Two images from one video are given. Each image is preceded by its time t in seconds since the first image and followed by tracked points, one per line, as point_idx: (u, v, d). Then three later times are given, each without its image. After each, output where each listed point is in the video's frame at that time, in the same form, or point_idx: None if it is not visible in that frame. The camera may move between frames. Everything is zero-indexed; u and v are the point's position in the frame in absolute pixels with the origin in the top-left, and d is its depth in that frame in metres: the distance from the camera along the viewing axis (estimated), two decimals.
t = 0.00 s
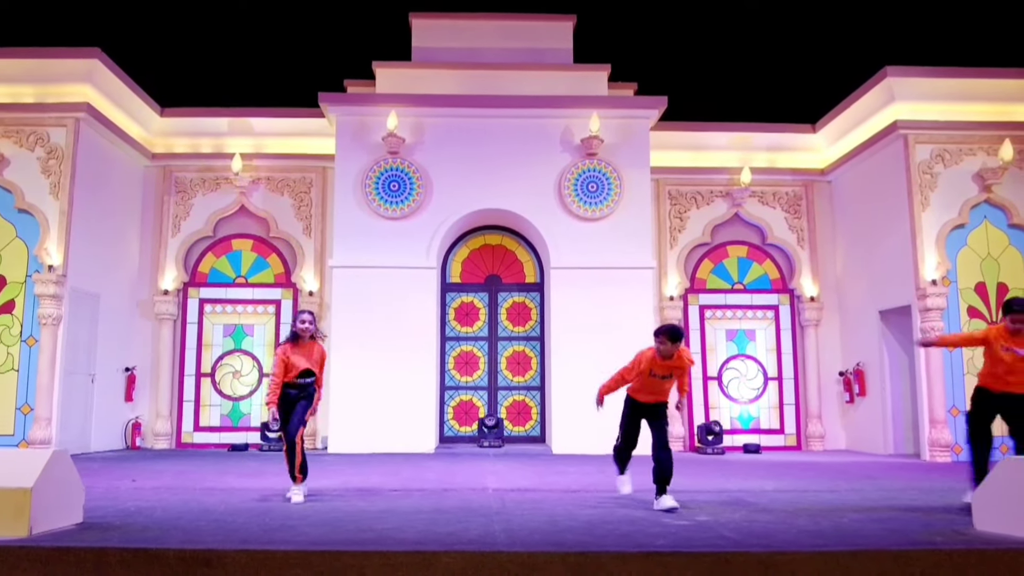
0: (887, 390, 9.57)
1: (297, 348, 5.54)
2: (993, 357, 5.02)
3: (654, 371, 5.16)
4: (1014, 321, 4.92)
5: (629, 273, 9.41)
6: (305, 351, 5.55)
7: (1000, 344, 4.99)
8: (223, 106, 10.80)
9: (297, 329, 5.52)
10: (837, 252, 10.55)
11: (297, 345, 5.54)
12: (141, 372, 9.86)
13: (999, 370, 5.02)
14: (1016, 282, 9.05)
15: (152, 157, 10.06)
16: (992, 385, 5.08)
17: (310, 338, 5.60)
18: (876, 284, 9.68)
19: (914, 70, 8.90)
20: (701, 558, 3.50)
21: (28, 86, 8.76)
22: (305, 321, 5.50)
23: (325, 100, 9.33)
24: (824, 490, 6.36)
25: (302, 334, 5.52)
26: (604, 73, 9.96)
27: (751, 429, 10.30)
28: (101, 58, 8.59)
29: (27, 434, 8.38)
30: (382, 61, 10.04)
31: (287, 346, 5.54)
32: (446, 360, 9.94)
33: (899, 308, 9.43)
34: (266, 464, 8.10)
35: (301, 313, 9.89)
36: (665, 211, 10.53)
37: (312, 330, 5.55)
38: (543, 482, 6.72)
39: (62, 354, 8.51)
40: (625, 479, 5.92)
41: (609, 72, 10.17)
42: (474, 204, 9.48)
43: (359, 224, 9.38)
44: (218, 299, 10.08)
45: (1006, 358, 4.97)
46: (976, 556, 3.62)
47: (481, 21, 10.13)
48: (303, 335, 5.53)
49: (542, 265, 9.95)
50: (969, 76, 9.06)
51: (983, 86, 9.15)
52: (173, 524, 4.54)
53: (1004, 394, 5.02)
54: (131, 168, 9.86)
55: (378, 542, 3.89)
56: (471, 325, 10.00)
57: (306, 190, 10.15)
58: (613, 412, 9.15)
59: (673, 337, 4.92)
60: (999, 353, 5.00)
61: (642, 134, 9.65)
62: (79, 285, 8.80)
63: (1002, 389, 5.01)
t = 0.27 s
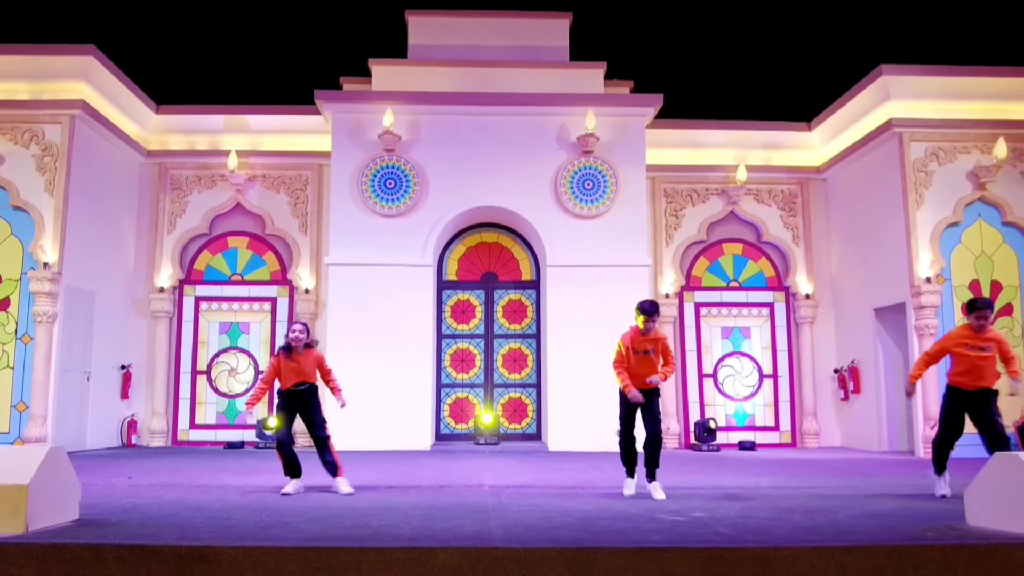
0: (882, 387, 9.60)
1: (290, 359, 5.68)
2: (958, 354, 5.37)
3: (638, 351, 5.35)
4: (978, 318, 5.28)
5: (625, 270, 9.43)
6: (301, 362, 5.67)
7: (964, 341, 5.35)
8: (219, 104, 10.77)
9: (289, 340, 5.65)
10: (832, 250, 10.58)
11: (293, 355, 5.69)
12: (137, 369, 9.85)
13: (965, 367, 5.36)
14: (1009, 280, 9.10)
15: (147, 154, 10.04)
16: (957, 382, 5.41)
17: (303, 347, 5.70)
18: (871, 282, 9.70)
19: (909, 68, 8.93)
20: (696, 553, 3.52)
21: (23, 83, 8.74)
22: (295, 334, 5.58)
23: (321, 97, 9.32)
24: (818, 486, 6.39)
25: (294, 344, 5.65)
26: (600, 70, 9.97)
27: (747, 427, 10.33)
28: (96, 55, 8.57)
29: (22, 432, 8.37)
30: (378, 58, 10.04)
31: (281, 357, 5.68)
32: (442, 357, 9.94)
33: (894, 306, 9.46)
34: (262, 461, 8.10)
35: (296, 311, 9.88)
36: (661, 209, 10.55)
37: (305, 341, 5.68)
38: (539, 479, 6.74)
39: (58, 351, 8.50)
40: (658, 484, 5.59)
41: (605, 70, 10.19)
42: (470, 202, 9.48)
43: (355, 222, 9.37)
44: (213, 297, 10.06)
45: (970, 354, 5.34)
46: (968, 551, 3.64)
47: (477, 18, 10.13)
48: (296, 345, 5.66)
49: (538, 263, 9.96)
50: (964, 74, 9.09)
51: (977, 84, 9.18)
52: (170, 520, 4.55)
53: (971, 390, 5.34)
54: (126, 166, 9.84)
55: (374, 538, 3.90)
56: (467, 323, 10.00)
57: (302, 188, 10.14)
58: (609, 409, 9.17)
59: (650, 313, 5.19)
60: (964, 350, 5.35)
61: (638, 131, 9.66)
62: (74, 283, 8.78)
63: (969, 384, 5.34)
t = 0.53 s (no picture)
0: (871, 384, 9.68)
1: (284, 366, 5.76)
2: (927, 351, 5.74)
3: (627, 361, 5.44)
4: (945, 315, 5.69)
5: (617, 267, 9.46)
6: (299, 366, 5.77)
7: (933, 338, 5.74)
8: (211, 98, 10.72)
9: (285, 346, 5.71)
10: (822, 248, 10.64)
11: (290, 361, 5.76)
12: (127, 365, 9.80)
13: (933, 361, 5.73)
14: (996, 278, 9.19)
15: (138, 149, 9.99)
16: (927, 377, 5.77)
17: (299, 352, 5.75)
18: (861, 280, 9.77)
19: (900, 67, 8.98)
20: (687, 548, 3.55)
21: (13, 76, 8.68)
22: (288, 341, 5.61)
23: (313, 93, 9.30)
24: (808, 482, 6.44)
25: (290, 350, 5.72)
26: (593, 68, 9.99)
27: (737, 423, 10.39)
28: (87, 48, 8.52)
29: (12, 428, 8.32)
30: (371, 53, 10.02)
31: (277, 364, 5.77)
32: (434, 354, 9.95)
33: (883, 303, 9.53)
34: (254, 457, 8.09)
35: (288, 306, 9.86)
36: (653, 206, 10.58)
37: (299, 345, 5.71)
38: (531, 475, 6.76)
39: (48, 347, 8.45)
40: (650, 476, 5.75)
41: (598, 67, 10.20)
42: (463, 198, 9.49)
43: (347, 218, 9.36)
44: (204, 293, 10.02)
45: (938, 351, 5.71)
46: (956, 546, 3.68)
47: (470, 14, 10.12)
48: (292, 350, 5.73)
49: (531, 259, 9.98)
50: (953, 74, 9.16)
51: (967, 84, 9.25)
52: (163, 516, 4.55)
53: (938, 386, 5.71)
54: (117, 160, 9.78)
55: (368, 533, 3.91)
56: (459, 319, 10.01)
57: (294, 183, 10.11)
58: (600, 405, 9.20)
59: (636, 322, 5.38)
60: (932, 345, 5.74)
61: (630, 129, 9.69)
62: (64, 278, 8.73)
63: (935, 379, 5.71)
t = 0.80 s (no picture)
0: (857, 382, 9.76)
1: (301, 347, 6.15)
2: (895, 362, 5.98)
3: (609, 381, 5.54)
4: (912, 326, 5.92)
5: (607, 265, 9.49)
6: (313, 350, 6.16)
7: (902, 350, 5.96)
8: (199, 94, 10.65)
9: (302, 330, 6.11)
10: (809, 246, 10.72)
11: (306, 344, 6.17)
12: (114, 362, 9.74)
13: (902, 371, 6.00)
14: (980, 277, 9.30)
15: (125, 144, 9.92)
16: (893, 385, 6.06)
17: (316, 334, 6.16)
18: (847, 279, 9.86)
19: (887, 68, 9.06)
20: (677, 544, 3.57)
21: None
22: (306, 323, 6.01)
23: (303, 89, 9.25)
24: (795, 479, 6.50)
25: (305, 333, 6.10)
26: (583, 66, 10.01)
27: (724, 420, 10.46)
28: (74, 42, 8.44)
29: None
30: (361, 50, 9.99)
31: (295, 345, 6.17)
32: (424, 351, 9.95)
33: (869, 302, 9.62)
34: (243, 454, 8.07)
35: (277, 303, 9.83)
36: (642, 205, 10.62)
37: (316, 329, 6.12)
38: (521, 472, 6.78)
39: (33, 343, 8.38)
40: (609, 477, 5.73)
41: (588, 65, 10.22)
42: (453, 195, 9.48)
43: (336, 215, 9.34)
44: (192, 289, 9.96)
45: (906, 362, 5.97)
46: (940, 541, 3.73)
47: (460, 11, 10.10)
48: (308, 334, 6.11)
49: (520, 257, 9.98)
50: (939, 75, 9.25)
51: (952, 85, 9.35)
52: (152, 513, 4.53)
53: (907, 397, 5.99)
54: (104, 156, 9.70)
55: (359, 531, 3.91)
56: (449, 316, 10.01)
57: (283, 179, 10.07)
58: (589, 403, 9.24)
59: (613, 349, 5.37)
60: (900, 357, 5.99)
61: (620, 127, 9.72)
62: (50, 274, 8.66)
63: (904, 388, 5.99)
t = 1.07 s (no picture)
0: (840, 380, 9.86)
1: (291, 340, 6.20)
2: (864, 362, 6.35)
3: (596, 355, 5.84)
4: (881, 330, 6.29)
5: (593, 263, 9.52)
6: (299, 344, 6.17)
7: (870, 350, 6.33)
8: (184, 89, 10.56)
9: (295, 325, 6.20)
10: (794, 245, 10.81)
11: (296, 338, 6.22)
12: (98, 359, 9.65)
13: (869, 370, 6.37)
14: (961, 276, 9.42)
15: (109, 139, 9.82)
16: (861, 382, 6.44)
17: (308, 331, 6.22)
18: (831, 277, 9.95)
19: (871, 69, 9.15)
20: (664, 540, 3.60)
21: None
22: (300, 318, 6.12)
23: (289, 85, 9.20)
24: (779, 475, 6.56)
25: (299, 328, 6.19)
26: (570, 64, 10.03)
27: (709, 418, 10.53)
28: (57, 35, 8.34)
29: None
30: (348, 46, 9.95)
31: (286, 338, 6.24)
32: (410, 349, 9.93)
33: (853, 301, 9.72)
34: (228, 451, 8.02)
35: (262, 300, 9.77)
36: (629, 204, 10.66)
37: (309, 325, 6.21)
38: (508, 469, 6.80)
39: (15, 340, 8.28)
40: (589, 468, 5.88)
41: (575, 64, 10.25)
42: (439, 193, 9.47)
43: (323, 212, 9.30)
44: (177, 286, 9.88)
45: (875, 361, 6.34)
46: (922, 537, 3.78)
47: (448, 8, 10.08)
48: (300, 329, 6.20)
49: (507, 254, 9.99)
50: (922, 76, 9.36)
51: (934, 86, 9.46)
52: (138, 511, 4.50)
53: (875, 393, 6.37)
54: (88, 150, 9.60)
55: (348, 528, 3.91)
56: (435, 314, 10.00)
57: (269, 175, 10.01)
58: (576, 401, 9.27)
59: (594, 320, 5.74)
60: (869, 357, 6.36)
61: (607, 126, 9.75)
62: (32, 270, 8.55)
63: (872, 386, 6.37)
